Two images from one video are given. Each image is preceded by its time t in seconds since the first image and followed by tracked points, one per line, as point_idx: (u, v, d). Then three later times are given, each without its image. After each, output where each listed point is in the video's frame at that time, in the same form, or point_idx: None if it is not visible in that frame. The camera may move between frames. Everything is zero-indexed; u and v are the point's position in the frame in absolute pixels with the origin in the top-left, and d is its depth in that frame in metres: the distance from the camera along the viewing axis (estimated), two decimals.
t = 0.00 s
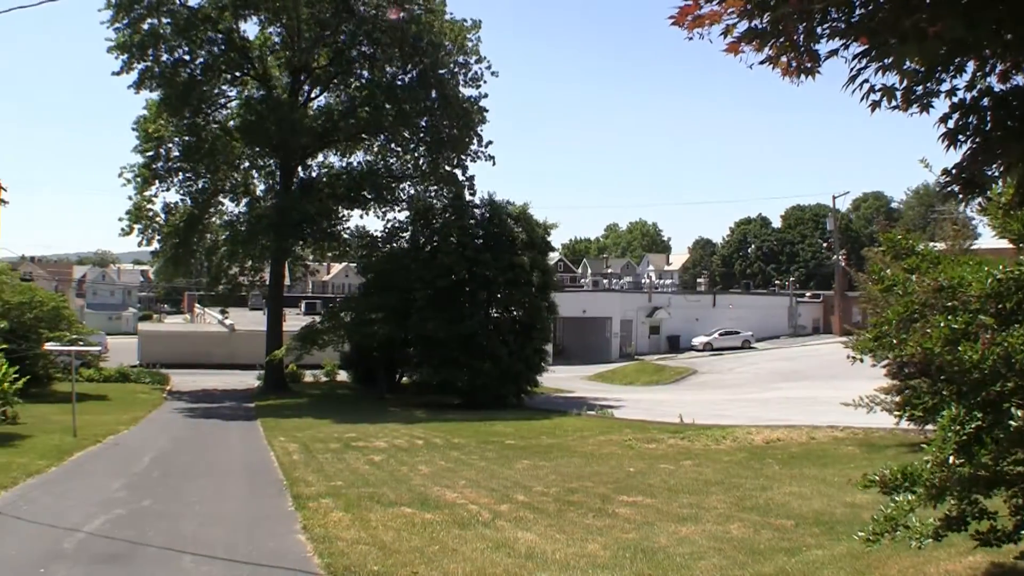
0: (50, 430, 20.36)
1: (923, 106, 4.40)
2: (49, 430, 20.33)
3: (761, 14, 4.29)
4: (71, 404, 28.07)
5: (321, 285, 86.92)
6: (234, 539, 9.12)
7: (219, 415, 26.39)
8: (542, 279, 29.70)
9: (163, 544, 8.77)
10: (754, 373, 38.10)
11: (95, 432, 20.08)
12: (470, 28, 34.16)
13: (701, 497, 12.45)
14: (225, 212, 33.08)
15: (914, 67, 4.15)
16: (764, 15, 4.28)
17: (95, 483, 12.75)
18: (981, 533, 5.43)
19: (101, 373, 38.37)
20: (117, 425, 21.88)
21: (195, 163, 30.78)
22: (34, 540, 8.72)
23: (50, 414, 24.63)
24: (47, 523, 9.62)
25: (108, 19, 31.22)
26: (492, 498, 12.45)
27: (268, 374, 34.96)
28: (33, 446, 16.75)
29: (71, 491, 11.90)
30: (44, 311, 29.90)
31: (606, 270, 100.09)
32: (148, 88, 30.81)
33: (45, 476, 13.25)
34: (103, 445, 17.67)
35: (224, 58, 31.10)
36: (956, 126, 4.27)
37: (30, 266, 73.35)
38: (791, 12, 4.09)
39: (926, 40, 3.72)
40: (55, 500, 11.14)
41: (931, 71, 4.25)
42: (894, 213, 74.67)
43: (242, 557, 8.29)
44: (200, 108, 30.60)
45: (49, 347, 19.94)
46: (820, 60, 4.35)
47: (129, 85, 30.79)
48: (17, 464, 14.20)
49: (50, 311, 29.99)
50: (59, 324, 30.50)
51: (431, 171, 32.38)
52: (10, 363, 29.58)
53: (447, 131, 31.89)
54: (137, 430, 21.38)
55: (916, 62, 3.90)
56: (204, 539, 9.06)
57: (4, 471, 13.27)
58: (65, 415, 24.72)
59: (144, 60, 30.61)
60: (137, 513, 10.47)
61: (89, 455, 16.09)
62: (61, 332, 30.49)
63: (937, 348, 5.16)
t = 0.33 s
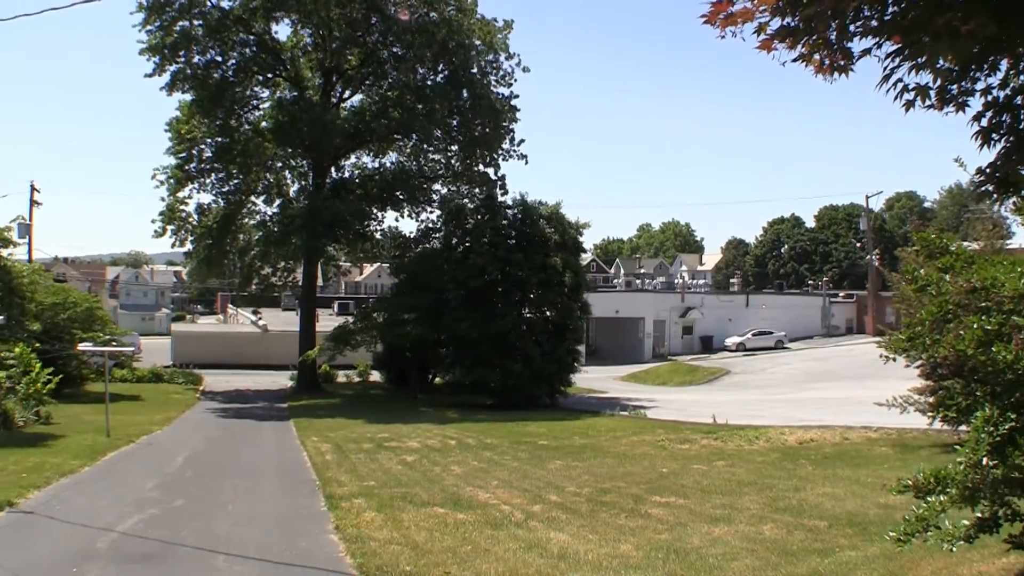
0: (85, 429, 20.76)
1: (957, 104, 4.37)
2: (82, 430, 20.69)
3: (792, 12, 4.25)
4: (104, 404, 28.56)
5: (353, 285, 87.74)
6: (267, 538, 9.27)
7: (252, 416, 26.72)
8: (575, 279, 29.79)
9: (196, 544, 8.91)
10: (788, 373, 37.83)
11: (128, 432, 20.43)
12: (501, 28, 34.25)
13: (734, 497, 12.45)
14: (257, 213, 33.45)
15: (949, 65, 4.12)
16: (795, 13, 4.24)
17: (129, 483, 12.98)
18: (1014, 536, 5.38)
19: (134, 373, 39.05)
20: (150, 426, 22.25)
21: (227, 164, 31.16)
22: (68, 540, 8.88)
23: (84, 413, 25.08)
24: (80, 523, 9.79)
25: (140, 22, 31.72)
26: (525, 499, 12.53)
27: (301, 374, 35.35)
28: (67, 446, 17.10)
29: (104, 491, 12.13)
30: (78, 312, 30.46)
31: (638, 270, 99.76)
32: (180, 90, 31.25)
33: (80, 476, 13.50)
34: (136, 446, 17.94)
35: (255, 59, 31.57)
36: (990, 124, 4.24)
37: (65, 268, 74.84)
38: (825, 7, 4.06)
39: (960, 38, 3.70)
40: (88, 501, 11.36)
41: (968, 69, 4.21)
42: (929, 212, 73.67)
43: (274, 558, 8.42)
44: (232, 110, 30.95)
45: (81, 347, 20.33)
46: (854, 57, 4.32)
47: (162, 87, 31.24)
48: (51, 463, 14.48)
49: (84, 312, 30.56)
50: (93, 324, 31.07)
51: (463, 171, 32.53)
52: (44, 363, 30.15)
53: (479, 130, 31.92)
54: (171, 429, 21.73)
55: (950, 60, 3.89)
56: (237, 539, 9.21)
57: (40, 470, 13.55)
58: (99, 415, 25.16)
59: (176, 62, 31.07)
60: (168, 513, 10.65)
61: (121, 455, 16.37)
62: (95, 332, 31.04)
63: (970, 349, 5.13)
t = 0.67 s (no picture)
0: (124, 429, 21.17)
1: (997, 100, 4.31)
2: (121, 429, 21.08)
3: (829, 8, 4.12)
4: (142, 404, 29.07)
5: (390, 286, 88.48)
6: (304, 538, 9.40)
7: (290, 415, 27.06)
8: (612, 279, 29.83)
9: (234, 543, 9.09)
10: (827, 372, 37.43)
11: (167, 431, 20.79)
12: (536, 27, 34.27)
13: (772, 497, 12.40)
14: (294, 213, 33.83)
15: (987, 65, 4.08)
16: (832, 9, 4.11)
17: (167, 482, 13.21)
18: None
19: (172, 373, 39.71)
20: (188, 425, 22.61)
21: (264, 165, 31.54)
22: (109, 538, 9.08)
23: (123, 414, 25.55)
24: (119, 522, 10.00)
25: (177, 25, 32.18)
26: (561, 499, 12.58)
27: (338, 374, 35.74)
28: (107, 445, 17.45)
29: (141, 491, 12.37)
30: (116, 312, 31.19)
31: (674, 270, 99.21)
32: (217, 91, 31.67)
33: (119, 475, 13.77)
34: (172, 445, 18.41)
35: (291, 61, 31.98)
36: None
37: (106, 269, 76.53)
38: (866, 3, 3.97)
39: (999, 34, 3.73)
40: (125, 500, 11.60)
41: (1006, 67, 4.14)
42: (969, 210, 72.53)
43: (311, 557, 8.56)
44: (269, 110, 31.30)
45: (119, 347, 20.79)
46: (889, 53, 4.24)
47: (199, 89, 31.67)
48: (92, 463, 14.80)
49: (121, 313, 31.28)
50: (131, 325, 31.67)
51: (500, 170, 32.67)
52: (83, 362, 30.81)
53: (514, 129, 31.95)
54: (208, 429, 22.06)
55: (988, 56, 3.90)
56: (274, 538, 9.37)
57: (80, 470, 13.86)
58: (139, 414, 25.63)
59: (213, 64, 31.48)
60: (204, 512, 10.85)
61: (158, 454, 16.69)
62: (133, 332, 31.75)
63: (1012, 348, 5.06)
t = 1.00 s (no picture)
0: (153, 429, 21.46)
1: None
2: (151, 428, 21.37)
3: (857, 4, 4.08)
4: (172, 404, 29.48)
5: (418, 285, 88.93)
6: (333, 538, 9.47)
7: (318, 415, 27.25)
8: (641, 279, 29.79)
9: (262, 543, 9.18)
10: (858, 372, 37.08)
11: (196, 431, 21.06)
12: (565, 27, 34.31)
13: (802, 497, 12.35)
14: (323, 213, 34.15)
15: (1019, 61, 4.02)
16: (861, 6, 4.08)
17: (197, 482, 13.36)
18: None
19: (202, 373, 40.17)
20: (217, 424, 22.88)
21: (294, 166, 31.81)
22: (139, 537, 9.18)
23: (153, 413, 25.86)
24: (148, 522, 10.13)
25: (205, 27, 32.45)
26: (590, 499, 12.60)
27: (368, 374, 35.98)
28: (136, 444, 17.71)
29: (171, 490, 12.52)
30: (146, 313, 31.69)
31: (704, 270, 98.64)
32: (246, 92, 31.93)
33: (149, 475, 13.94)
34: (201, 444, 18.67)
35: (319, 61, 32.27)
36: None
37: (137, 270, 77.71)
38: (896, 2, 3.97)
39: None
40: (155, 499, 11.76)
41: None
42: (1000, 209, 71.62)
43: (340, 557, 8.64)
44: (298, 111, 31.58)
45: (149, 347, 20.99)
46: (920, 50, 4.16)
47: (227, 89, 31.99)
48: (121, 462, 15.03)
49: (151, 313, 31.76)
50: (160, 325, 32.14)
51: (530, 170, 32.76)
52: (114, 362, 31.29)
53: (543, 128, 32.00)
54: (237, 429, 22.30)
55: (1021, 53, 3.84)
56: (303, 538, 9.45)
57: (110, 468, 14.09)
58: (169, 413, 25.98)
59: (242, 65, 31.68)
60: (233, 512, 10.95)
61: (187, 454, 16.92)
62: (162, 332, 32.21)
63: None
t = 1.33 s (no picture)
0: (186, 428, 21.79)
1: None
2: (184, 428, 21.64)
3: (891, 4, 4.08)
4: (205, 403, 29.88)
5: (451, 286, 89.35)
6: (365, 538, 9.58)
7: (350, 415, 27.43)
8: (673, 279, 29.70)
9: (294, 542, 9.31)
10: (892, 372, 36.66)
11: (229, 430, 21.35)
12: (595, 26, 34.37)
13: (834, 498, 12.28)
14: (355, 213, 34.42)
15: None
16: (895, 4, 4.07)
17: (230, 481, 13.54)
18: None
19: (235, 373, 40.66)
20: (249, 424, 23.16)
21: (326, 167, 32.06)
22: (173, 537, 9.33)
23: (186, 413, 26.23)
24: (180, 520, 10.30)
25: (237, 30, 32.77)
26: (623, 499, 12.62)
27: (400, 373, 36.17)
28: (169, 444, 17.99)
29: (203, 489, 12.68)
30: (179, 313, 32.20)
31: (736, 270, 97.97)
32: (278, 94, 32.00)
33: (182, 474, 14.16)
34: (232, 443, 18.92)
35: (350, 62, 32.61)
36: None
37: (171, 271, 78.95)
38: None
39: None
40: (187, 498, 11.92)
41: None
42: None
43: (371, 556, 8.74)
44: (329, 112, 31.86)
45: (182, 347, 21.21)
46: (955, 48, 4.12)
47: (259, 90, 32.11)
48: (155, 461, 15.29)
49: (184, 313, 32.28)
50: (193, 325, 32.65)
51: (561, 170, 32.83)
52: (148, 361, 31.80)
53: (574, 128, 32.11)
54: (269, 429, 22.54)
55: None
56: (335, 538, 9.56)
57: (143, 468, 14.35)
58: (202, 413, 26.36)
59: (272, 66, 31.76)
60: (265, 511, 11.09)
61: (219, 453, 17.18)
62: (195, 332, 32.68)
63: None
